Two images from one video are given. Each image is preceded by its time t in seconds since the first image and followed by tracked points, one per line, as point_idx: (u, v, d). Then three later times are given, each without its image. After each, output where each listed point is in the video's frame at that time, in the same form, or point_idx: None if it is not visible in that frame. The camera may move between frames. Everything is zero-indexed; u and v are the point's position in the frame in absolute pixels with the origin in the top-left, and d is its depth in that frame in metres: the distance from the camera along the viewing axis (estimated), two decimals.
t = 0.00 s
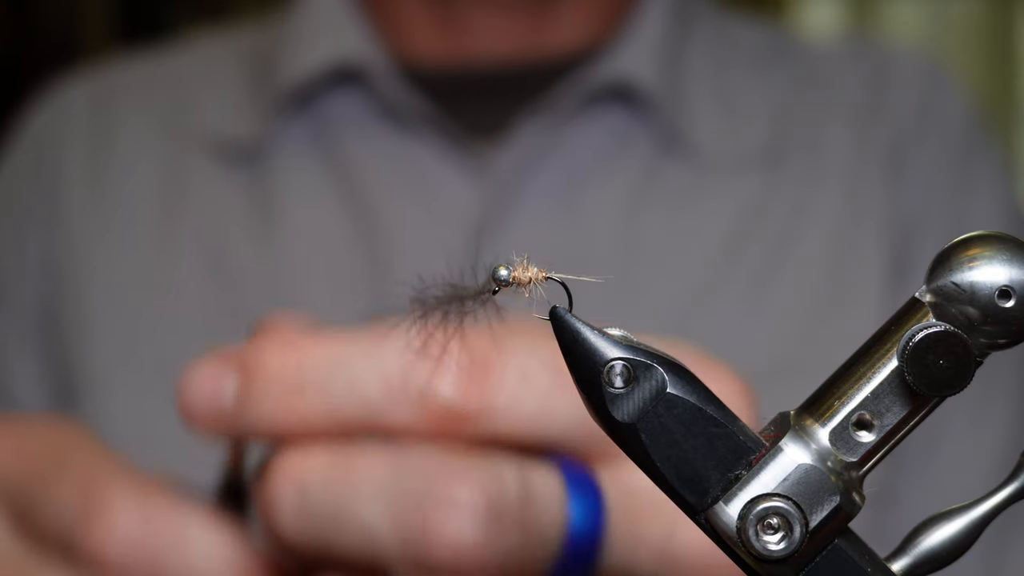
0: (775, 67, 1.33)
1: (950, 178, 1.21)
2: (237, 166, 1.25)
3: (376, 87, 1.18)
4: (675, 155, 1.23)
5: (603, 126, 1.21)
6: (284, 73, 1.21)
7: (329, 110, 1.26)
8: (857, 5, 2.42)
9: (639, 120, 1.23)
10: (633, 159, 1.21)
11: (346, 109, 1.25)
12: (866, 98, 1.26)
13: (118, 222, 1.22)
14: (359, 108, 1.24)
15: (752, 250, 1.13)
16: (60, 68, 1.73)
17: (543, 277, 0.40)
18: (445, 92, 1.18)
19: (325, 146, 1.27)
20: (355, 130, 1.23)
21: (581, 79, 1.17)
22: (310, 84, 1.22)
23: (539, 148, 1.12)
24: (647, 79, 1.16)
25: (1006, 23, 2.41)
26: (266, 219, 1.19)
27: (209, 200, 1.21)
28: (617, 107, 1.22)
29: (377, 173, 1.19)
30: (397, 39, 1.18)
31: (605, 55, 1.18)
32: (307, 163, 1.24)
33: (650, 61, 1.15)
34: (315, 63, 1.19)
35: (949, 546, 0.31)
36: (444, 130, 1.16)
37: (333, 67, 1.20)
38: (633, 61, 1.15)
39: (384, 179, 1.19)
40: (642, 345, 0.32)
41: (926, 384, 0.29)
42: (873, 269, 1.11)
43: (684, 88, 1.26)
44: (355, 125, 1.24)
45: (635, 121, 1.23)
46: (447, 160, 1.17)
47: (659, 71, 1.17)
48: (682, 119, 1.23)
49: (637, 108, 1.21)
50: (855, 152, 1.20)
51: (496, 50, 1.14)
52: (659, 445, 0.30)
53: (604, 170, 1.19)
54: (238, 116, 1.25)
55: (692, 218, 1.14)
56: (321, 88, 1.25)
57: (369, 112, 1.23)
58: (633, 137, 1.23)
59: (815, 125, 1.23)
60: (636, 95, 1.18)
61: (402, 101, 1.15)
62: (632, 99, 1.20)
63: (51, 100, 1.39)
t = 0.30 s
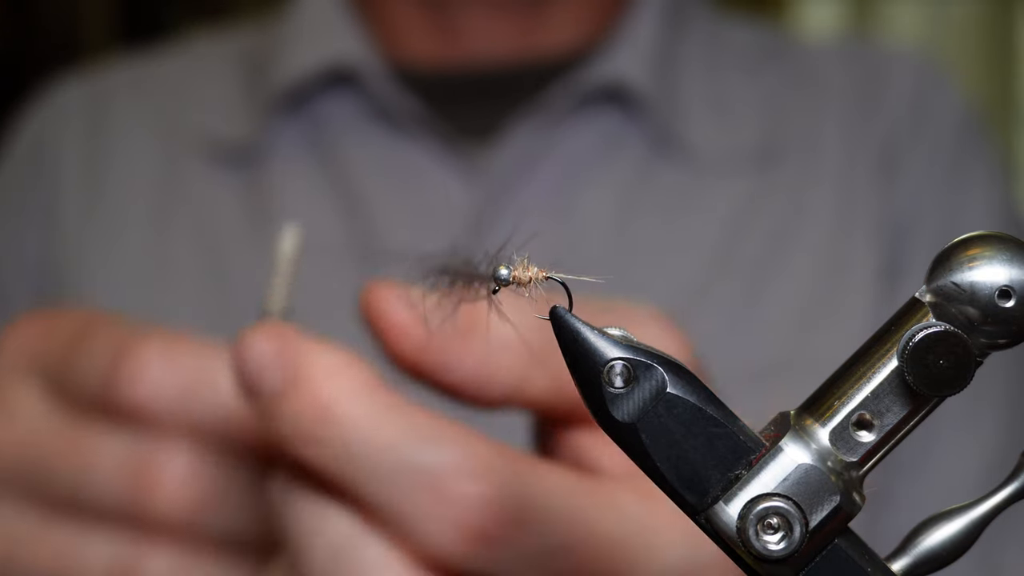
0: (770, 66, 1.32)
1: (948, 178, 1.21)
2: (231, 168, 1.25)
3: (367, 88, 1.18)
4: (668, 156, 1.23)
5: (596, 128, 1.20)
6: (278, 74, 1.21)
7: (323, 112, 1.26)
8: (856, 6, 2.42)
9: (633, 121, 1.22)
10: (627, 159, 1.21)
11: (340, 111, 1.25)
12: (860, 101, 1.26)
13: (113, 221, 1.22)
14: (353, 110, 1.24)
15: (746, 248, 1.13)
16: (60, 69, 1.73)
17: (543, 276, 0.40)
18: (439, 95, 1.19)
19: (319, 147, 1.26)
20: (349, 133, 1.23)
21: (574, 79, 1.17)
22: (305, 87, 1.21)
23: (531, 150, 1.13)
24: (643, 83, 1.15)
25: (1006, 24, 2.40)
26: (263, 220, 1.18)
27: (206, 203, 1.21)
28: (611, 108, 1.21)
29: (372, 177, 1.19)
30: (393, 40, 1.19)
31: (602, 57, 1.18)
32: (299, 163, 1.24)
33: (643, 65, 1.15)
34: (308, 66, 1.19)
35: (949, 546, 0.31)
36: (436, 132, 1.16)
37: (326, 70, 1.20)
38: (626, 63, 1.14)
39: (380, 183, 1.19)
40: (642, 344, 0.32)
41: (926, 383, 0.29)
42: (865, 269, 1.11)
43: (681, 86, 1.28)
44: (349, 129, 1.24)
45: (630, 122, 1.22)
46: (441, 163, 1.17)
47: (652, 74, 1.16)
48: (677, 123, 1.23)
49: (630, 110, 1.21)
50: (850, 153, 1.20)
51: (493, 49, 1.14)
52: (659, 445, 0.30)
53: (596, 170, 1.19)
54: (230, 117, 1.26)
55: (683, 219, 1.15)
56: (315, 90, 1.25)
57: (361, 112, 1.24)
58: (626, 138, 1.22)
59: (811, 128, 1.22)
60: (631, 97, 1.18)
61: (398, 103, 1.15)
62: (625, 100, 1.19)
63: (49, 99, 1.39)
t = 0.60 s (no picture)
0: (768, 67, 1.34)
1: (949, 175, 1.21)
2: (229, 166, 1.25)
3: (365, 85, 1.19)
4: (669, 156, 1.24)
5: (595, 127, 1.22)
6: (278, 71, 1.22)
7: (322, 112, 1.26)
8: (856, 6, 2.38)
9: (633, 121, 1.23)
10: (626, 155, 1.22)
11: (340, 110, 1.26)
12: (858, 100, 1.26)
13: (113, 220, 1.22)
14: (350, 107, 1.25)
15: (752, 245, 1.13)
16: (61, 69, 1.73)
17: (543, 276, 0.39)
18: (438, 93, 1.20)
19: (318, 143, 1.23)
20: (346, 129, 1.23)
21: (575, 78, 1.18)
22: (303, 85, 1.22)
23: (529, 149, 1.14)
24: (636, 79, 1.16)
25: (1006, 24, 2.39)
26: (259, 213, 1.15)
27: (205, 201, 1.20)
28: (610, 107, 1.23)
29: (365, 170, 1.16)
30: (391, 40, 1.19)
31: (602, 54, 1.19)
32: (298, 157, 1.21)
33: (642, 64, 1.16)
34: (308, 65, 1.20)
35: (949, 546, 0.31)
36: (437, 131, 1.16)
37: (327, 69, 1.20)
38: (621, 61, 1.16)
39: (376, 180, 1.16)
40: (642, 345, 0.32)
41: (926, 383, 0.29)
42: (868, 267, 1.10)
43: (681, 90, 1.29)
44: (349, 129, 1.23)
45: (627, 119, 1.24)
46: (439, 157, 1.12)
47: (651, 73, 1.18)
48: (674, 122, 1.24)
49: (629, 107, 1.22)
50: (848, 152, 1.20)
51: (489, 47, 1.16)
52: (659, 445, 0.30)
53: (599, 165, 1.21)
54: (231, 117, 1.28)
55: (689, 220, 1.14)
56: (315, 88, 1.25)
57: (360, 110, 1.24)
58: (628, 134, 1.24)
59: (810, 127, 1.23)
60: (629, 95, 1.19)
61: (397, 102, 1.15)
62: (624, 99, 1.21)
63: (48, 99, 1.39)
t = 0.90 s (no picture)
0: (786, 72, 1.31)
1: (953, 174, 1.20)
2: (239, 166, 1.25)
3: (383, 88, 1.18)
4: (689, 164, 1.21)
5: (613, 136, 1.20)
6: (293, 75, 1.21)
7: (336, 113, 1.26)
8: (857, 5, 2.39)
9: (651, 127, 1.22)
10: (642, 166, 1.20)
11: (356, 111, 1.25)
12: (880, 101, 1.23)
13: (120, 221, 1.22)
14: (366, 107, 1.25)
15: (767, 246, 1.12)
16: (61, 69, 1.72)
17: (542, 277, 0.40)
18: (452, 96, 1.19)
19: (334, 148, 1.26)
20: (359, 130, 1.23)
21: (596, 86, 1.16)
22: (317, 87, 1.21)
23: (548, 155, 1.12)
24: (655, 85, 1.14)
25: (1006, 24, 2.40)
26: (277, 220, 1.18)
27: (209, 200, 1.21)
28: (630, 115, 1.21)
29: (383, 175, 1.19)
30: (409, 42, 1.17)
31: (622, 62, 1.17)
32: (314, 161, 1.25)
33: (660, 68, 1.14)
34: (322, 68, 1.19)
35: (949, 546, 0.31)
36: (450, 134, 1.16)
37: (336, 70, 1.20)
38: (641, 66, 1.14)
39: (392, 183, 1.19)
40: (642, 344, 0.32)
41: (926, 384, 0.29)
42: (873, 266, 1.10)
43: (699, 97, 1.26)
44: (365, 130, 1.23)
45: (647, 127, 1.22)
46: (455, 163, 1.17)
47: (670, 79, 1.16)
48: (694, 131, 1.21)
49: (647, 115, 1.20)
50: (869, 158, 1.17)
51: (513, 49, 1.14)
52: (660, 445, 0.30)
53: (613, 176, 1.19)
54: (240, 118, 1.26)
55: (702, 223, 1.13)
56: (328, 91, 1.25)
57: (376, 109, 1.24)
58: (644, 145, 1.21)
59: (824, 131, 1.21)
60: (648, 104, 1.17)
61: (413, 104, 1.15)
62: (644, 106, 1.19)
63: (54, 101, 1.39)
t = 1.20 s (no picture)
0: (792, 74, 1.31)
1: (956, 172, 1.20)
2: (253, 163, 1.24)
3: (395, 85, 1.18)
4: (696, 166, 1.21)
5: (621, 137, 1.20)
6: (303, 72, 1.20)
7: (347, 109, 1.27)
8: (857, 6, 2.38)
9: (661, 127, 1.21)
10: (650, 168, 1.19)
11: (368, 108, 1.25)
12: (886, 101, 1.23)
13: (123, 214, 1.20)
14: (378, 104, 1.24)
15: (775, 244, 1.11)
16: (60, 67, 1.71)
17: (541, 279, 0.40)
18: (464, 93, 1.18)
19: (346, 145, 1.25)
20: (373, 127, 1.23)
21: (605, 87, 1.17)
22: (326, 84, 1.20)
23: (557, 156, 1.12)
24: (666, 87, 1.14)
25: (1006, 24, 2.40)
26: (290, 217, 1.17)
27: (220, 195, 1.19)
28: (640, 115, 1.21)
29: (390, 173, 1.19)
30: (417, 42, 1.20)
31: (631, 64, 1.18)
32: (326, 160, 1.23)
33: (668, 68, 1.14)
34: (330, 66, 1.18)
35: (949, 546, 0.31)
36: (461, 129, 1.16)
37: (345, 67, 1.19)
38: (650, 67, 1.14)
39: (402, 181, 1.18)
40: (642, 344, 0.32)
41: (926, 384, 0.29)
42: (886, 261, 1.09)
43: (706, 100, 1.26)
44: (377, 126, 1.23)
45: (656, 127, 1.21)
46: (469, 164, 1.16)
47: (679, 78, 1.16)
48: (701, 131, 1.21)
49: (658, 116, 1.20)
50: (876, 157, 1.17)
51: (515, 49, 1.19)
52: (659, 445, 0.30)
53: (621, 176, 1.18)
54: (260, 111, 1.25)
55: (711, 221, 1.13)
56: (340, 88, 1.25)
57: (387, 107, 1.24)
58: (654, 145, 1.21)
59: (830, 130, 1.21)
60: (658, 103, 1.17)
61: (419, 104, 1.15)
62: (653, 107, 1.19)
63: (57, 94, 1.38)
